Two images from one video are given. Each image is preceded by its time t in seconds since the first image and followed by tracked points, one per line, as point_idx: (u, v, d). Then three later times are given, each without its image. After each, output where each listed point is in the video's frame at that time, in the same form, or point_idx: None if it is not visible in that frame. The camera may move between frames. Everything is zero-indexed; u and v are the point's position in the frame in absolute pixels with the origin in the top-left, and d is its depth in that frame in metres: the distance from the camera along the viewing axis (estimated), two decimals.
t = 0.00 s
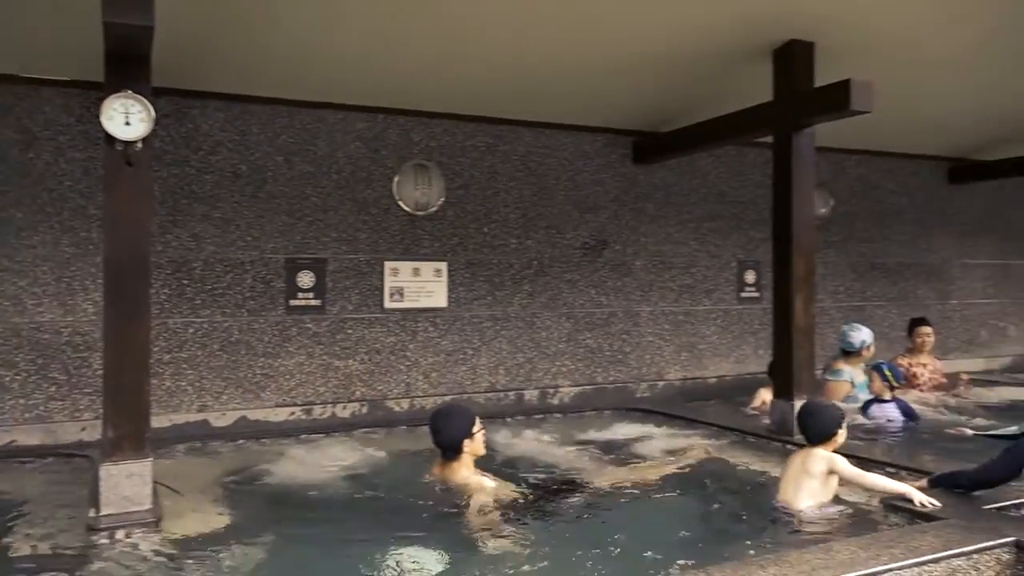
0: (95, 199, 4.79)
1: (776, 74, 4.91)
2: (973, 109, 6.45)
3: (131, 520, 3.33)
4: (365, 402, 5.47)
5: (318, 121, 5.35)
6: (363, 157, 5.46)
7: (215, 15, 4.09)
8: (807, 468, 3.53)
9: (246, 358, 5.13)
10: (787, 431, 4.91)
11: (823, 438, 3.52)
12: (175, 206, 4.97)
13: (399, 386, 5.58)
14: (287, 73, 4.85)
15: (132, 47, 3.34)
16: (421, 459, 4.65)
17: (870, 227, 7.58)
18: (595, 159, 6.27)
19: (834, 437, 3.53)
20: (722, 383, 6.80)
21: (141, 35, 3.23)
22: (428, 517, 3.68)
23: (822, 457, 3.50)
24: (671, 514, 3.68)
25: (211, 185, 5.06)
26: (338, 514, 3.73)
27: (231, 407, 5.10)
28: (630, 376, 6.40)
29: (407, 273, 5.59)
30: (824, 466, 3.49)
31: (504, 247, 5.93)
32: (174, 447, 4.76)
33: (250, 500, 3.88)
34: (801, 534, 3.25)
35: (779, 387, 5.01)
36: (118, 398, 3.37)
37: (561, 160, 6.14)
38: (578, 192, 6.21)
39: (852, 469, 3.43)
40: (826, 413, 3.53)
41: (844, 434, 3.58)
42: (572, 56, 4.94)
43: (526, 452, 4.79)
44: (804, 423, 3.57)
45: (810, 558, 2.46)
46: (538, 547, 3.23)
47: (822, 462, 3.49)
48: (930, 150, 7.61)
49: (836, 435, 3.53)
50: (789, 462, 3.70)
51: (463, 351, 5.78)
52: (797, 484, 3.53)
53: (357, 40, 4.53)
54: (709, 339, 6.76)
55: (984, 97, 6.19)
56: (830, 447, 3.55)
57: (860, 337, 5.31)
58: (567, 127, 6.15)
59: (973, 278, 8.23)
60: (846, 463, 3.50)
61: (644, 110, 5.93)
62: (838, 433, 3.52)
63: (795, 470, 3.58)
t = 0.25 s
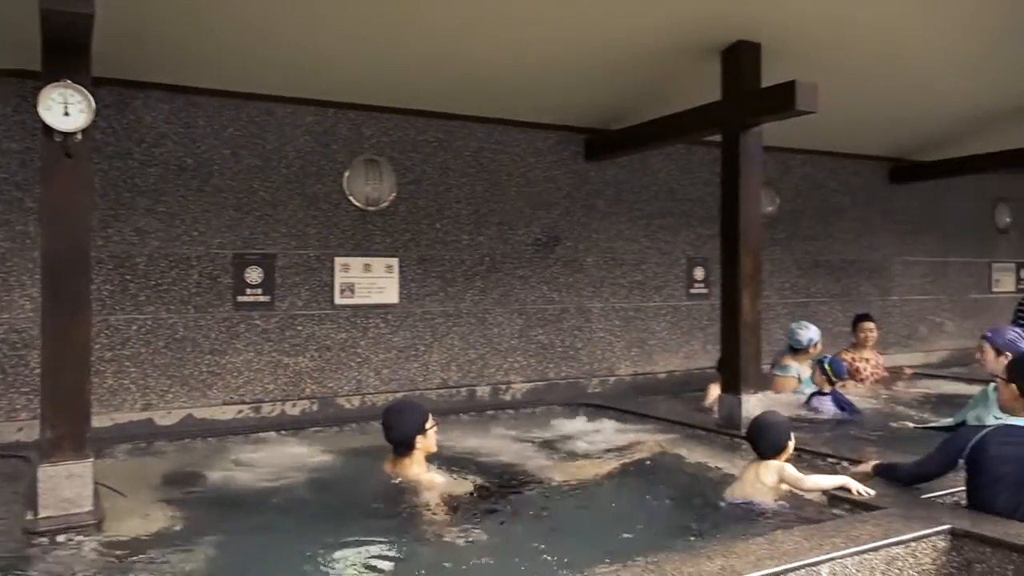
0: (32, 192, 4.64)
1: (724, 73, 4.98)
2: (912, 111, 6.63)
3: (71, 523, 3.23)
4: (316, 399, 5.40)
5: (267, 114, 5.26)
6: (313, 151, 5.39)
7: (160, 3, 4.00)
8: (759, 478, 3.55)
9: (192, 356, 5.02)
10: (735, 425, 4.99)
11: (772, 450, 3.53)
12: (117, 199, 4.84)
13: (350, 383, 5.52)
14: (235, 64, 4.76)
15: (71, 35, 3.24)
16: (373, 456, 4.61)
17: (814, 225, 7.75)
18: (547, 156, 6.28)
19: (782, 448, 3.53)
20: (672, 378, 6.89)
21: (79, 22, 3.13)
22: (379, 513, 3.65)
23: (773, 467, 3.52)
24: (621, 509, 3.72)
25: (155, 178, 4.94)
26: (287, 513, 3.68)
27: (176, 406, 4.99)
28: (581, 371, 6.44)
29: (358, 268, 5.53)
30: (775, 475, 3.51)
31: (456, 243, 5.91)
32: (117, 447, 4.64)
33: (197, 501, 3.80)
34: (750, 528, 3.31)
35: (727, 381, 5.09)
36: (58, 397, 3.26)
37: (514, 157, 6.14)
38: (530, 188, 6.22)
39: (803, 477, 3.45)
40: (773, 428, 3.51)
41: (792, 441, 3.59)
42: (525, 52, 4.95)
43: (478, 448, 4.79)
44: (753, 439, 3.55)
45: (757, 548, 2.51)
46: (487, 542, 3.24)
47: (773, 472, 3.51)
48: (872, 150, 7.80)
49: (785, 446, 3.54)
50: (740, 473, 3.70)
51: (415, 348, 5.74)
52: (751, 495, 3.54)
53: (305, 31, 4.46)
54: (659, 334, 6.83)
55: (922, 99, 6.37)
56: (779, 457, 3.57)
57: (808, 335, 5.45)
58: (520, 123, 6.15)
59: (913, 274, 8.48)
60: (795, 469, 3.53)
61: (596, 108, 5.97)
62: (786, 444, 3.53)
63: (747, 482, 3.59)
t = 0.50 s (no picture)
0: None
1: (688, 56, 5.00)
2: (871, 97, 6.72)
3: (27, 507, 3.15)
4: (279, 381, 5.36)
5: (227, 93, 5.17)
6: (275, 131, 5.32)
7: None
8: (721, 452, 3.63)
9: (151, 338, 4.95)
10: (697, 405, 5.06)
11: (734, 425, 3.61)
12: (72, 178, 4.73)
13: (313, 365, 5.49)
14: (194, 41, 4.67)
15: (21, 9, 3.14)
16: (337, 438, 4.59)
17: (776, 208, 7.84)
18: (513, 138, 6.27)
19: (745, 423, 3.62)
20: (636, 359, 6.95)
21: None
22: (344, 496, 3.64)
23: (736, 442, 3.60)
24: (582, 488, 3.76)
25: (111, 157, 4.83)
26: (249, 497, 3.65)
27: (135, 389, 4.92)
28: (546, 353, 6.47)
29: (321, 250, 5.48)
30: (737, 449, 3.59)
31: (421, 225, 5.88)
32: (74, 431, 4.56)
33: (157, 485, 3.75)
34: (711, 508, 3.37)
35: (689, 362, 5.15)
36: (11, 381, 3.19)
37: (479, 138, 6.12)
38: (495, 170, 6.20)
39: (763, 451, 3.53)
40: (737, 402, 3.60)
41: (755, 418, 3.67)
42: (490, 32, 4.92)
43: (443, 429, 4.79)
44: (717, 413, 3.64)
45: (716, 525, 2.55)
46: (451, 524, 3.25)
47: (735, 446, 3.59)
48: (833, 134, 7.90)
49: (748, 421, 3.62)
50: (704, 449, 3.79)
51: (380, 330, 5.72)
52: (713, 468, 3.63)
53: (265, 7, 4.38)
54: (623, 316, 6.88)
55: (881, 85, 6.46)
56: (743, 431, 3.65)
57: (771, 318, 5.55)
58: (485, 105, 6.13)
59: (871, 257, 8.63)
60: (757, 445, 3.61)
61: (561, 90, 5.96)
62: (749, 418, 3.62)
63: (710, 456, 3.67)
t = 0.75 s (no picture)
0: None
1: (647, 31, 5.00)
2: (826, 74, 6.80)
3: None
4: (234, 358, 5.29)
5: (177, 63, 5.04)
6: (228, 103, 5.20)
7: None
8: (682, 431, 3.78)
9: (101, 315, 4.84)
10: (654, 379, 5.13)
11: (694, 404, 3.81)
12: (15, 150, 4.58)
13: (270, 342, 5.43)
14: (143, 9, 4.53)
15: None
16: (295, 415, 4.56)
17: (733, 184, 7.93)
18: (471, 112, 6.22)
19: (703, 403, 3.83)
20: (595, 334, 7.00)
21: None
22: (303, 473, 3.62)
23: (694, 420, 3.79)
24: (539, 462, 3.80)
25: (57, 128, 4.69)
26: (205, 476, 3.62)
27: (86, 367, 4.82)
28: (506, 328, 6.49)
29: (277, 225, 5.40)
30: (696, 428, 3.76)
31: (379, 200, 5.82)
32: (22, 410, 4.46)
33: (109, 465, 3.69)
34: (667, 480, 3.43)
35: (646, 337, 5.21)
36: None
37: (437, 112, 6.06)
38: (454, 144, 6.16)
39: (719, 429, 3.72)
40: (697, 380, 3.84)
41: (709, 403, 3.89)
42: (449, 4, 4.86)
43: (403, 405, 4.78)
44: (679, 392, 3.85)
45: (673, 496, 2.59)
46: (409, 501, 3.25)
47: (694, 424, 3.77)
48: (789, 111, 7.99)
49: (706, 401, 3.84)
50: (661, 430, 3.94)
51: (338, 306, 5.67)
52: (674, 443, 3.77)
53: None
54: (582, 291, 6.92)
55: (836, 64, 6.54)
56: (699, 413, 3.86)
57: (727, 294, 5.65)
58: (443, 78, 6.07)
59: (824, 233, 8.79)
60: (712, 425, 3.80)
61: (521, 64, 5.93)
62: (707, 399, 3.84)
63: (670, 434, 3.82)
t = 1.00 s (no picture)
0: None
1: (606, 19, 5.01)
2: (781, 65, 6.89)
3: None
4: (188, 347, 5.20)
5: (126, 46, 4.92)
6: (179, 87, 5.10)
7: None
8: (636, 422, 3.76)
9: (48, 304, 4.73)
10: (612, 366, 5.17)
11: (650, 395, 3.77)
12: None
13: (225, 330, 5.35)
14: None
15: None
16: (251, 405, 4.50)
17: (689, 172, 8.00)
18: (429, 99, 6.18)
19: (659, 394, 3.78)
20: (554, 322, 7.03)
21: None
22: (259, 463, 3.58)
23: (648, 412, 3.76)
24: (496, 449, 3.81)
25: None
26: (158, 467, 3.56)
27: (32, 357, 4.70)
28: (465, 316, 6.48)
29: (231, 212, 5.32)
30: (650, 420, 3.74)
31: (335, 187, 5.76)
32: None
33: (58, 458, 3.61)
34: (624, 466, 3.47)
35: (604, 323, 5.24)
36: None
37: (395, 98, 6.01)
38: (411, 131, 6.11)
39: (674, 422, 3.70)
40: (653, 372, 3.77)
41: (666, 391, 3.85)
42: None
43: (361, 394, 4.76)
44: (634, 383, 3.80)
45: (629, 481, 2.62)
46: (367, 490, 3.24)
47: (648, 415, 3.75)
48: (744, 100, 8.08)
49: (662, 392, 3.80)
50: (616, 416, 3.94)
51: (294, 294, 5.61)
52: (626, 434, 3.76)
53: None
54: (540, 279, 6.94)
55: (790, 54, 6.63)
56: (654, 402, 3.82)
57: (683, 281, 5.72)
58: (401, 64, 6.01)
59: (778, 221, 8.93)
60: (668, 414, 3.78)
61: (479, 51, 5.90)
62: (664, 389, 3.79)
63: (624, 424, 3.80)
